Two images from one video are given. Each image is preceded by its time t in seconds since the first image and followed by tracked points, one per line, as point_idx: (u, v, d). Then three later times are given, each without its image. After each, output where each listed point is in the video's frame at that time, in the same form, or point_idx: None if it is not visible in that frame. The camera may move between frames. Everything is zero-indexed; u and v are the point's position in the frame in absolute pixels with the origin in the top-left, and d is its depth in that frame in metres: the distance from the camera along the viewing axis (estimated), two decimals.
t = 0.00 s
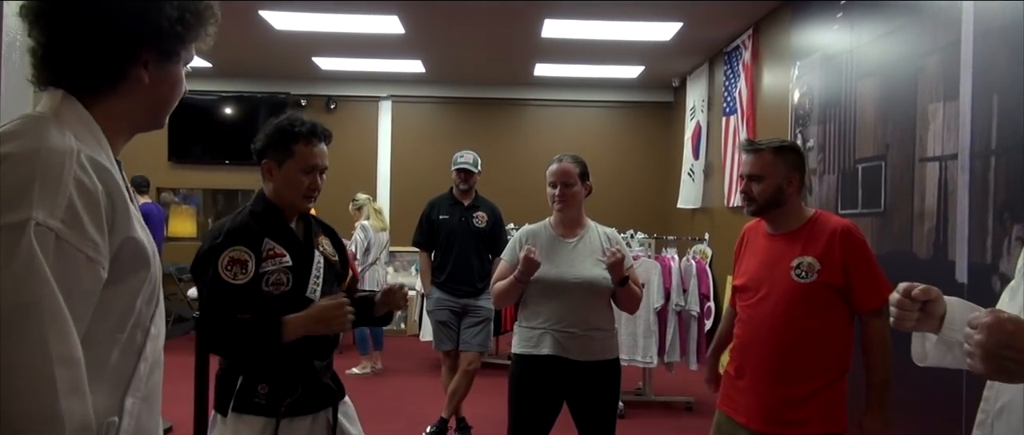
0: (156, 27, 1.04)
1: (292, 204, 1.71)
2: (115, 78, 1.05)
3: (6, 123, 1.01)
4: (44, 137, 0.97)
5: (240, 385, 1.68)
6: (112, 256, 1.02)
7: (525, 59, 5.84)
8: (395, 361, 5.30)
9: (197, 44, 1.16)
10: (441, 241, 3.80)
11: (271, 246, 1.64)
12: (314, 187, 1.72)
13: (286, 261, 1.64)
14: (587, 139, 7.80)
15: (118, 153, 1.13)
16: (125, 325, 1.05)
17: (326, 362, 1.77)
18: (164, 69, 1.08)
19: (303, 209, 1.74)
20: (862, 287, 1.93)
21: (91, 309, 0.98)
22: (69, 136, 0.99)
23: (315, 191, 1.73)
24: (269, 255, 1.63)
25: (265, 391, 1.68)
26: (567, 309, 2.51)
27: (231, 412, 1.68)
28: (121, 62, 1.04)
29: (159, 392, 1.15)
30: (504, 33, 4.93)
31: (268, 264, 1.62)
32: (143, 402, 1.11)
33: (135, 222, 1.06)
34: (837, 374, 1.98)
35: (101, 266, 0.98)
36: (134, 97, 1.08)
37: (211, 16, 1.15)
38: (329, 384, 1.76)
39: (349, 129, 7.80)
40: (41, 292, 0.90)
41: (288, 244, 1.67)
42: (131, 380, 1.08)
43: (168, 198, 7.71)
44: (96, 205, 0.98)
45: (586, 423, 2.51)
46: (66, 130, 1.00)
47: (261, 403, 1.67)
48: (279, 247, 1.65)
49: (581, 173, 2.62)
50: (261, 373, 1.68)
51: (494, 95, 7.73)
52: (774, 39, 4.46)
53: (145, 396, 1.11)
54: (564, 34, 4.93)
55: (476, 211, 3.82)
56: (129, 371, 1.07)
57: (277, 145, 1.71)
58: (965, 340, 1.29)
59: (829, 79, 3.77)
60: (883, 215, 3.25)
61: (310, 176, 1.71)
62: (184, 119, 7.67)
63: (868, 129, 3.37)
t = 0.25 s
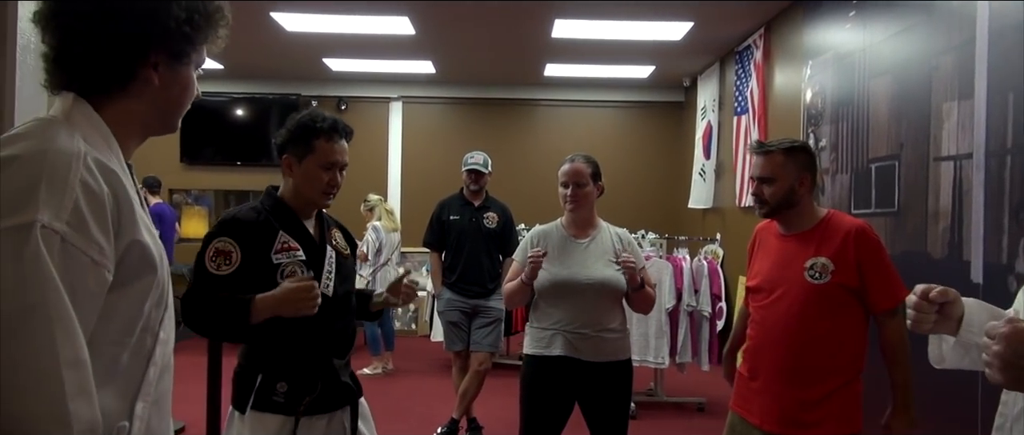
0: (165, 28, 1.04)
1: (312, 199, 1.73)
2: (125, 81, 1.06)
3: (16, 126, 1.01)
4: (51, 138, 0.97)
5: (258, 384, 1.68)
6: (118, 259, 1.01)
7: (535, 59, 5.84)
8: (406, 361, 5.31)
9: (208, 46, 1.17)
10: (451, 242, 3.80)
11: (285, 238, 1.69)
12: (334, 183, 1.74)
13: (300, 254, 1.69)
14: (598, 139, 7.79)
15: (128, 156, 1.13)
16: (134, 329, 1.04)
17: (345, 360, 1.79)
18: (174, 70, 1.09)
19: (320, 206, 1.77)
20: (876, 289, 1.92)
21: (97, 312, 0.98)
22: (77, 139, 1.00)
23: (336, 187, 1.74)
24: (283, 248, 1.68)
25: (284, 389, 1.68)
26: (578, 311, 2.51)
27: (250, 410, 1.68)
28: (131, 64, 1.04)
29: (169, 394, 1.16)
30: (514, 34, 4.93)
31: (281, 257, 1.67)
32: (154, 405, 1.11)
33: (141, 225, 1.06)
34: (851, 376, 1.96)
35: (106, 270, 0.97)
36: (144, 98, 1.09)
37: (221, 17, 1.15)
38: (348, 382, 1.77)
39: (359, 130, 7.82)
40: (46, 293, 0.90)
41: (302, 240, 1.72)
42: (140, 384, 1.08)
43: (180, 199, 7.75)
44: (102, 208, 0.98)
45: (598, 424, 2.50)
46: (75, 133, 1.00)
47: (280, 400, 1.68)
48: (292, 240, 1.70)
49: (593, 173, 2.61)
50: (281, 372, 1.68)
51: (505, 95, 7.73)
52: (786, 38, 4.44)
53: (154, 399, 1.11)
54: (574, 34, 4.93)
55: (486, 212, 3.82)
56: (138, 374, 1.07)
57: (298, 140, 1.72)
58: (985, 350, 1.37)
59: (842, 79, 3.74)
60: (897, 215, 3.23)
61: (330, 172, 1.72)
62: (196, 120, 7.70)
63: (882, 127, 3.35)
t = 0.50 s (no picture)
0: (188, 29, 1.05)
1: (327, 197, 1.74)
2: (149, 82, 1.06)
3: (44, 128, 1.02)
4: (79, 139, 0.98)
5: (278, 383, 1.68)
6: (146, 259, 1.02)
7: (550, 59, 5.84)
8: (421, 361, 5.32)
9: (229, 46, 1.18)
10: (466, 242, 3.80)
11: (304, 238, 1.69)
12: (347, 179, 1.75)
13: (318, 253, 1.69)
14: (612, 139, 7.78)
15: (152, 158, 1.14)
16: (160, 329, 1.05)
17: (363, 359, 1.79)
18: (198, 71, 1.09)
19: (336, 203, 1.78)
20: (895, 288, 1.90)
21: (125, 312, 0.99)
22: (104, 141, 1.01)
23: (349, 184, 1.76)
24: (301, 247, 1.68)
25: (304, 388, 1.68)
26: (594, 310, 2.50)
27: (269, 409, 1.69)
28: (156, 66, 1.05)
29: (194, 394, 1.16)
30: (530, 34, 4.93)
31: (300, 256, 1.67)
32: (178, 405, 1.11)
33: (167, 226, 1.06)
34: (871, 376, 1.94)
35: (134, 268, 0.98)
36: (168, 99, 1.09)
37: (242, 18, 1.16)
38: (367, 381, 1.77)
39: (374, 130, 7.85)
40: (79, 290, 0.91)
41: (319, 239, 1.72)
42: (165, 384, 1.08)
43: (197, 200, 7.81)
44: (130, 208, 0.99)
45: (614, 425, 2.49)
46: (102, 134, 1.01)
47: (299, 399, 1.68)
48: (311, 239, 1.70)
49: (609, 173, 2.61)
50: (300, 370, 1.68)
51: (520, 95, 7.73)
52: (803, 36, 4.41)
53: (179, 399, 1.12)
54: (589, 33, 4.92)
55: (501, 211, 3.82)
56: (164, 374, 1.08)
57: (309, 138, 1.73)
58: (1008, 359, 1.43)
59: (859, 77, 3.71)
60: (917, 214, 3.20)
61: (343, 169, 1.74)
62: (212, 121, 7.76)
63: (900, 126, 3.32)
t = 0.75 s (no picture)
0: (217, 34, 1.06)
1: (342, 195, 1.74)
2: (177, 84, 1.07)
3: (70, 129, 1.03)
4: (106, 140, 0.99)
5: (296, 380, 1.69)
6: (171, 259, 1.03)
7: (565, 59, 5.84)
8: (437, 361, 5.33)
9: (254, 52, 1.19)
10: (482, 242, 3.81)
11: (322, 236, 1.70)
12: (361, 176, 1.75)
13: (337, 251, 1.70)
14: (627, 139, 7.76)
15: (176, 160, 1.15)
16: (185, 329, 1.07)
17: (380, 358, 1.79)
18: (224, 75, 1.10)
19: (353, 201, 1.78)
20: (916, 288, 1.87)
21: (152, 311, 1.00)
22: (131, 141, 1.01)
23: (361, 182, 1.75)
24: (320, 245, 1.68)
25: (320, 386, 1.69)
26: (610, 311, 2.50)
27: (287, 406, 1.70)
28: (183, 69, 1.06)
29: (217, 392, 1.17)
30: (545, 34, 4.93)
31: (319, 254, 1.67)
32: (200, 403, 1.13)
33: (192, 226, 1.07)
34: (891, 377, 1.92)
35: (161, 268, 1.00)
36: (193, 101, 1.10)
37: (268, 25, 1.17)
38: (384, 379, 1.78)
39: (390, 131, 7.88)
40: (109, 291, 0.92)
41: (337, 236, 1.73)
42: (188, 383, 1.09)
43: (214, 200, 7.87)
44: (156, 208, 1.01)
45: (630, 425, 2.49)
46: (129, 135, 1.02)
47: (316, 397, 1.69)
48: (329, 237, 1.71)
49: (626, 173, 2.60)
50: (318, 368, 1.69)
51: (535, 95, 7.73)
52: (821, 35, 4.38)
53: (201, 398, 1.13)
54: (604, 33, 4.91)
55: (517, 212, 3.82)
56: (186, 374, 1.09)
57: (321, 137, 1.74)
58: None
59: (878, 75, 3.67)
60: (937, 214, 3.15)
61: (356, 166, 1.74)
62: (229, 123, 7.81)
63: (920, 125, 3.28)
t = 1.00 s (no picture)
0: (233, 37, 1.07)
1: (360, 199, 1.75)
2: (191, 86, 1.08)
3: (83, 131, 1.03)
4: (121, 141, 0.99)
5: (309, 381, 1.70)
6: (186, 257, 1.04)
7: (577, 59, 5.83)
8: (449, 362, 5.34)
9: (268, 55, 1.20)
10: (495, 242, 3.81)
11: (338, 238, 1.72)
12: (379, 181, 1.75)
13: (352, 253, 1.72)
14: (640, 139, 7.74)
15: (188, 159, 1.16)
16: (199, 329, 1.07)
17: (394, 360, 1.79)
18: (238, 78, 1.11)
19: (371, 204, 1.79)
20: (934, 288, 1.85)
21: (169, 310, 1.01)
22: (146, 142, 1.02)
23: (381, 186, 1.75)
24: (335, 247, 1.70)
25: (334, 388, 1.70)
26: (623, 311, 2.49)
27: (301, 407, 1.71)
28: (198, 72, 1.06)
29: (228, 392, 1.18)
30: (557, 34, 4.93)
31: (333, 256, 1.70)
32: (211, 404, 1.13)
33: (204, 223, 1.08)
34: (908, 378, 1.90)
35: (178, 268, 1.01)
36: (206, 103, 1.11)
37: (281, 30, 1.18)
38: (397, 382, 1.78)
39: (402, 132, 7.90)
40: (130, 291, 0.93)
41: (353, 238, 1.74)
42: (200, 384, 1.10)
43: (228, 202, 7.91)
44: (172, 208, 1.01)
45: (644, 426, 2.48)
46: (142, 135, 1.03)
47: (329, 399, 1.70)
48: (345, 239, 1.72)
49: (638, 173, 2.59)
50: (331, 369, 1.70)
51: (547, 94, 7.72)
52: (834, 33, 4.35)
53: (212, 398, 1.14)
54: (616, 32, 4.90)
55: (529, 212, 3.82)
56: (198, 375, 1.10)
57: (340, 141, 1.73)
58: None
59: (893, 73, 3.64)
60: (953, 212, 3.05)
61: (374, 171, 1.73)
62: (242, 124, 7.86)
63: (935, 123, 3.24)
